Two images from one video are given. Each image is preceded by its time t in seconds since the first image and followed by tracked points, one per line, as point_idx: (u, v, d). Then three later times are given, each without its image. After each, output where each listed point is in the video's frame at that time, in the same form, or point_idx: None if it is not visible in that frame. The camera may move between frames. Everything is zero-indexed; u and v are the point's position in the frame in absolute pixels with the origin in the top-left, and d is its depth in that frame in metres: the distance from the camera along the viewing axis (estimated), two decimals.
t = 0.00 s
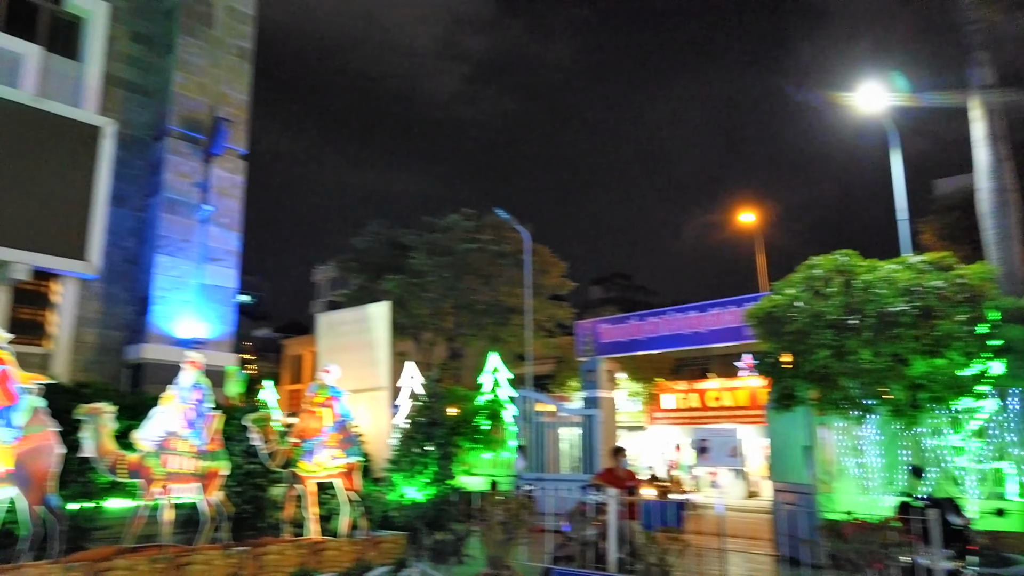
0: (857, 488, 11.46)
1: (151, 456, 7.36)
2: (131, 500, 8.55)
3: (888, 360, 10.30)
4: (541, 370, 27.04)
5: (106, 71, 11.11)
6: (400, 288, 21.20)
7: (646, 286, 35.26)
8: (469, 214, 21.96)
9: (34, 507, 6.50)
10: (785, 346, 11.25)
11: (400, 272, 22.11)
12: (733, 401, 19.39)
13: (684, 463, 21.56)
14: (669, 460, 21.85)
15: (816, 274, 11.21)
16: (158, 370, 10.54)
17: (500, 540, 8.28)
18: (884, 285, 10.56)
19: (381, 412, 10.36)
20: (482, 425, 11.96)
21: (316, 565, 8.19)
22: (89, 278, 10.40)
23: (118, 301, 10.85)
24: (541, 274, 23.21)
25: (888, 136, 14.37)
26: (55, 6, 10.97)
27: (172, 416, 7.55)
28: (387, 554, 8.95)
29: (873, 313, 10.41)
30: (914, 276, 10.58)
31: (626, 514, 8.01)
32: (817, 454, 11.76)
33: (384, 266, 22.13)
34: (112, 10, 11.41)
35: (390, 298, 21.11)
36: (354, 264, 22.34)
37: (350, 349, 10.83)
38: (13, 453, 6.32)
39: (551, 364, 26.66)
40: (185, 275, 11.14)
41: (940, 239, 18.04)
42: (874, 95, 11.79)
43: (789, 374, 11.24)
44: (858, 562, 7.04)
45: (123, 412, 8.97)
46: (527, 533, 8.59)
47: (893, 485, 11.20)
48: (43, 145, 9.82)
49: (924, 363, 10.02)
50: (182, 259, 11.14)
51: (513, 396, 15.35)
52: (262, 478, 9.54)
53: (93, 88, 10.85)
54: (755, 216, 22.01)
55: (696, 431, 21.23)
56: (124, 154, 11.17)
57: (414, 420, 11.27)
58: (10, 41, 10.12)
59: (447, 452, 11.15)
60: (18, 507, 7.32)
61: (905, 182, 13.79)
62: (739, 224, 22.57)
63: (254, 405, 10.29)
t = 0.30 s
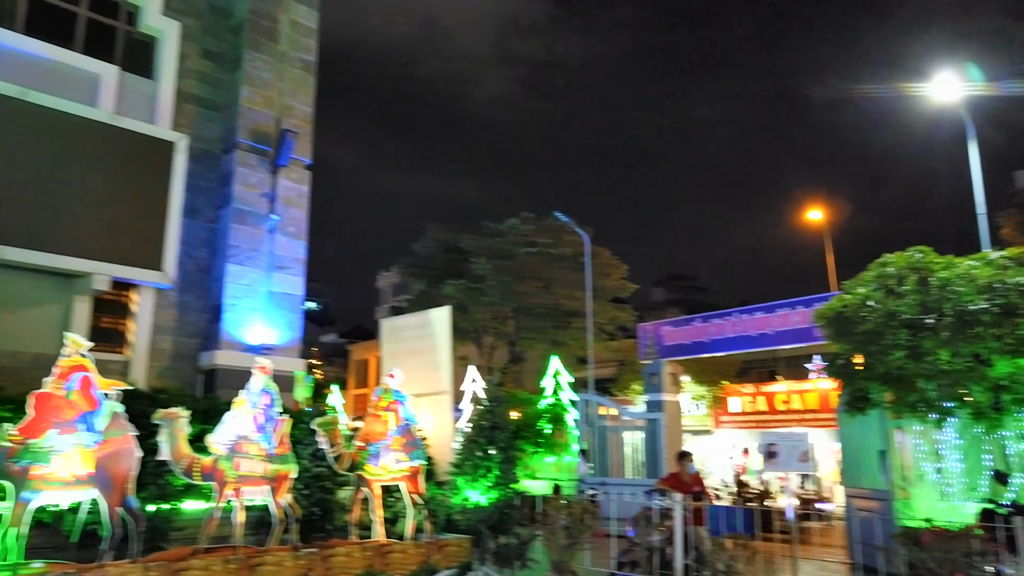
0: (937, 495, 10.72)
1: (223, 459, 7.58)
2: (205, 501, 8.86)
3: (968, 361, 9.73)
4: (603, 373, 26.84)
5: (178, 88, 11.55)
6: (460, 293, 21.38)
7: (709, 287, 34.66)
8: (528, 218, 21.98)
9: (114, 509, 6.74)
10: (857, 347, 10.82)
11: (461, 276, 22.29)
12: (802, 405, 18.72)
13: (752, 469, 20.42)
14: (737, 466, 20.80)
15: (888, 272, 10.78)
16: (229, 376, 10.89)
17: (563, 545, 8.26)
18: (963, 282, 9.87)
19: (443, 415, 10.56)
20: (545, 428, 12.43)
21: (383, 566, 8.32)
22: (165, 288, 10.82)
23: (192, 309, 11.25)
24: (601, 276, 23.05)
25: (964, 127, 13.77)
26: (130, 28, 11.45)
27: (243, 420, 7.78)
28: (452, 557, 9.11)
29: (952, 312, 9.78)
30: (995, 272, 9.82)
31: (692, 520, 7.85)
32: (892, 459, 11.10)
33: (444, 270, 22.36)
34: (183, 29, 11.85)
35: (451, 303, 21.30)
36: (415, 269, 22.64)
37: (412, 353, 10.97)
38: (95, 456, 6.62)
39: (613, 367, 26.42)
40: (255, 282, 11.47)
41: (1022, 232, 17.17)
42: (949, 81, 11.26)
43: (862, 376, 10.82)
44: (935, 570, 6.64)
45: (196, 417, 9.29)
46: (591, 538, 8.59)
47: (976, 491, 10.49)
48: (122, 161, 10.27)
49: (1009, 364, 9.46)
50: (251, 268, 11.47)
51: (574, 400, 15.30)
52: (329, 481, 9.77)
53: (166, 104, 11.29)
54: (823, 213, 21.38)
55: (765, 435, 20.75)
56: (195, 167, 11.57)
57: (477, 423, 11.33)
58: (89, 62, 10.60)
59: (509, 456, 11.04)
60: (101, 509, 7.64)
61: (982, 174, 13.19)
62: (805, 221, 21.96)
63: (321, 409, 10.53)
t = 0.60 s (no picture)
0: (995, 501, 9.99)
1: (271, 463, 7.71)
2: (253, 505, 9.00)
3: None
4: (646, 376, 26.62)
5: (224, 100, 11.81)
6: (502, 297, 21.39)
7: (755, 289, 34.09)
8: (569, 221, 21.92)
9: (166, 512, 6.89)
10: (908, 348, 10.52)
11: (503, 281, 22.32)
12: (852, 408, 18.25)
13: (801, 472, 19.70)
14: (786, 469, 20.12)
15: (940, 271, 10.44)
16: (276, 381, 11.07)
17: (607, 549, 8.20)
18: (1020, 280, 9.57)
19: (485, 420, 10.57)
20: (587, 431, 12.50)
21: (427, 570, 8.36)
22: (213, 295, 11.06)
23: (239, 315, 11.48)
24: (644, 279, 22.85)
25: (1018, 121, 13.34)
26: (178, 42, 11.74)
27: (289, 425, 7.90)
28: (496, 561, 9.02)
29: (1009, 312, 9.50)
30: None
31: (739, 526, 7.79)
32: (946, 463, 10.55)
33: (486, 275, 22.40)
34: (228, 41, 12.11)
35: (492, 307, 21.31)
36: (457, 274, 22.73)
37: (454, 358, 11.02)
38: (147, 460, 6.80)
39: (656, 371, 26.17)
40: (300, 289, 11.67)
41: None
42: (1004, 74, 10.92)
43: (914, 378, 10.52)
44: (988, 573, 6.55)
45: (244, 421, 9.47)
46: (635, 544, 8.59)
47: None
48: (172, 172, 10.55)
49: None
50: (296, 274, 11.67)
51: (617, 404, 15.40)
52: (373, 485, 9.86)
53: (213, 116, 11.54)
54: (871, 212, 20.91)
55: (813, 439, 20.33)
56: (241, 176, 11.80)
57: (519, 428, 11.18)
58: (138, 77, 10.92)
59: (552, 459, 10.95)
60: (153, 513, 7.79)
61: None
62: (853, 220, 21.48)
63: (365, 414, 10.62)
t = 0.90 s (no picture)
0: None
1: (323, 464, 7.84)
2: (307, 505, 9.18)
3: None
4: (696, 376, 26.28)
5: (274, 109, 12.07)
6: (549, 298, 21.39)
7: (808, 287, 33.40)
8: (615, 221, 21.78)
9: (223, 511, 7.06)
10: (970, 346, 10.22)
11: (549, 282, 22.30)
12: (911, 408, 17.57)
13: (858, 475, 19.27)
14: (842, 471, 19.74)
15: (1003, 266, 10.03)
16: (328, 384, 11.27)
17: (658, 552, 8.15)
18: None
19: (535, 422, 10.53)
20: (637, 432, 12.12)
21: (478, 571, 8.40)
22: (266, 300, 11.30)
23: (291, 319, 11.71)
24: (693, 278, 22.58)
25: None
26: (230, 54, 12.03)
27: (341, 427, 8.04)
28: (546, 563, 9.05)
29: None
30: None
31: (793, 529, 7.63)
32: (1013, 465, 10.06)
33: (532, 276, 22.42)
34: (278, 51, 12.36)
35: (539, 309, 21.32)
36: (503, 276, 22.79)
37: (502, 359, 11.04)
38: (205, 461, 6.99)
39: (706, 371, 25.81)
40: (349, 293, 11.84)
41: None
42: None
43: (975, 377, 10.14)
44: None
45: (297, 423, 9.67)
46: (686, 546, 8.56)
47: None
48: (225, 180, 10.82)
49: None
50: (345, 278, 11.85)
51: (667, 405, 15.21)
52: (424, 485, 9.95)
53: (264, 125, 11.80)
54: (929, 207, 20.30)
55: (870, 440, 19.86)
56: (292, 183, 12.05)
57: (567, 429, 11.05)
58: (191, 88, 11.25)
59: (601, 462, 10.76)
60: (211, 513, 7.99)
61: None
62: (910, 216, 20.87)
63: (414, 415, 10.74)
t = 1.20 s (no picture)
0: None
1: (373, 463, 7.94)
2: (357, 504, 9.31)
3: None
4: (746, 376, 25.84)
5: (321, 114, 12.26)
6: (594, 297, 21.31)
7: (860, 284, 32.62)
8: (660, 219, 21.57)
9: (276, 510, 7.20)
10: None
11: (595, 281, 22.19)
12: (971, 407, 17.08)
13: (916, 475, 18.77)
14: (899, 472, 19.29)
15: None
16: (377, 384, 11.42)
17: (709, 553, 8.12)
18: None
19: (581, 422, 10.53)
20: (686, 433, 11.31)
21: (527, 571, 8.40)
22: (315, 302, 11.49)
23: (340, 321, 11.90)
24: (741, 275, 22.24)
25: None
26: (277, 61, 12.27)
27: (390, 426, 8.13)
28: (595, 563, 9.00)
29: None
30: None
31: (849, 531, 7.52)
32: None
33: (577, 276, 22.34)
34: (324, 57, 12.56)
35: (585, 308, 21.26)
36: (548, 276, 22.77)
37: (548, 360, 11.04)
38: (259, 460, 7.14)
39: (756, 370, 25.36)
40: (396, 294, 11.96)
41: None
42: None
43: None
44: None
45: (347, 423, 9.82)
46: (738, 548, 8.51)
47: None
48: (274, 185, 11.04)
49: None
50: (392, 280, 11.98)
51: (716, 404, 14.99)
52: (471, 485, 10.00)
53: (312, 130, 12.00)
54: (988, 199, 19.66)
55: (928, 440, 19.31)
56: (339, 187, 12.23)
57: (615, 429, 10.96)
58: (241, 96, 11.51)
59: (650, 462, 10.67)
60: (264, 511, 8.16)
61: None
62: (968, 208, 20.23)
63: (461, 415, 10.81)
